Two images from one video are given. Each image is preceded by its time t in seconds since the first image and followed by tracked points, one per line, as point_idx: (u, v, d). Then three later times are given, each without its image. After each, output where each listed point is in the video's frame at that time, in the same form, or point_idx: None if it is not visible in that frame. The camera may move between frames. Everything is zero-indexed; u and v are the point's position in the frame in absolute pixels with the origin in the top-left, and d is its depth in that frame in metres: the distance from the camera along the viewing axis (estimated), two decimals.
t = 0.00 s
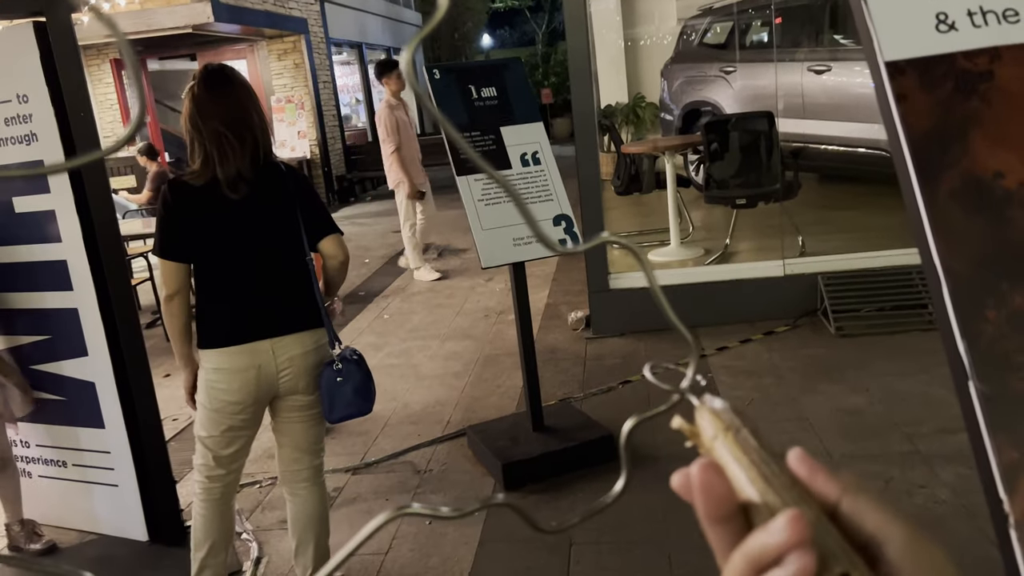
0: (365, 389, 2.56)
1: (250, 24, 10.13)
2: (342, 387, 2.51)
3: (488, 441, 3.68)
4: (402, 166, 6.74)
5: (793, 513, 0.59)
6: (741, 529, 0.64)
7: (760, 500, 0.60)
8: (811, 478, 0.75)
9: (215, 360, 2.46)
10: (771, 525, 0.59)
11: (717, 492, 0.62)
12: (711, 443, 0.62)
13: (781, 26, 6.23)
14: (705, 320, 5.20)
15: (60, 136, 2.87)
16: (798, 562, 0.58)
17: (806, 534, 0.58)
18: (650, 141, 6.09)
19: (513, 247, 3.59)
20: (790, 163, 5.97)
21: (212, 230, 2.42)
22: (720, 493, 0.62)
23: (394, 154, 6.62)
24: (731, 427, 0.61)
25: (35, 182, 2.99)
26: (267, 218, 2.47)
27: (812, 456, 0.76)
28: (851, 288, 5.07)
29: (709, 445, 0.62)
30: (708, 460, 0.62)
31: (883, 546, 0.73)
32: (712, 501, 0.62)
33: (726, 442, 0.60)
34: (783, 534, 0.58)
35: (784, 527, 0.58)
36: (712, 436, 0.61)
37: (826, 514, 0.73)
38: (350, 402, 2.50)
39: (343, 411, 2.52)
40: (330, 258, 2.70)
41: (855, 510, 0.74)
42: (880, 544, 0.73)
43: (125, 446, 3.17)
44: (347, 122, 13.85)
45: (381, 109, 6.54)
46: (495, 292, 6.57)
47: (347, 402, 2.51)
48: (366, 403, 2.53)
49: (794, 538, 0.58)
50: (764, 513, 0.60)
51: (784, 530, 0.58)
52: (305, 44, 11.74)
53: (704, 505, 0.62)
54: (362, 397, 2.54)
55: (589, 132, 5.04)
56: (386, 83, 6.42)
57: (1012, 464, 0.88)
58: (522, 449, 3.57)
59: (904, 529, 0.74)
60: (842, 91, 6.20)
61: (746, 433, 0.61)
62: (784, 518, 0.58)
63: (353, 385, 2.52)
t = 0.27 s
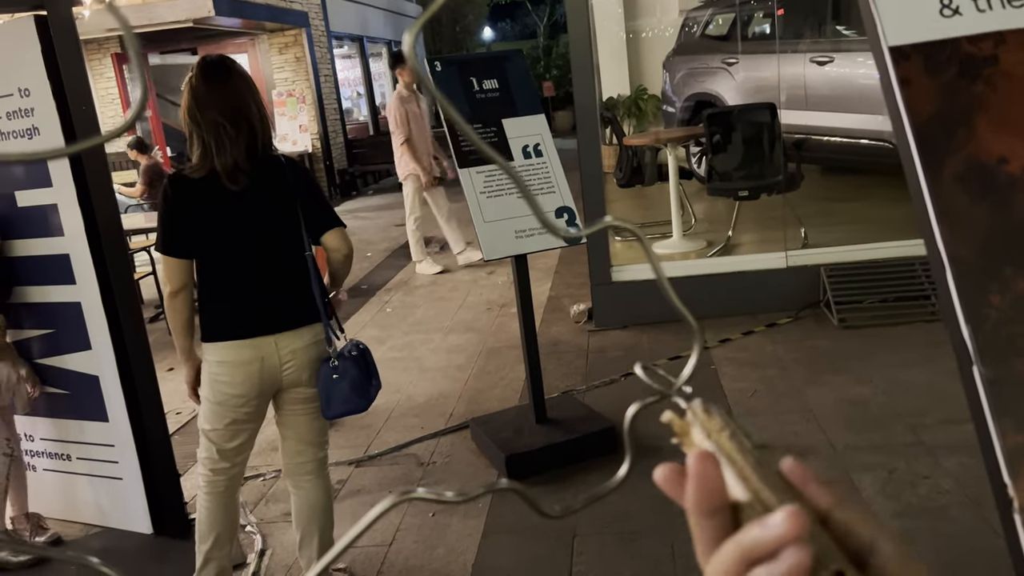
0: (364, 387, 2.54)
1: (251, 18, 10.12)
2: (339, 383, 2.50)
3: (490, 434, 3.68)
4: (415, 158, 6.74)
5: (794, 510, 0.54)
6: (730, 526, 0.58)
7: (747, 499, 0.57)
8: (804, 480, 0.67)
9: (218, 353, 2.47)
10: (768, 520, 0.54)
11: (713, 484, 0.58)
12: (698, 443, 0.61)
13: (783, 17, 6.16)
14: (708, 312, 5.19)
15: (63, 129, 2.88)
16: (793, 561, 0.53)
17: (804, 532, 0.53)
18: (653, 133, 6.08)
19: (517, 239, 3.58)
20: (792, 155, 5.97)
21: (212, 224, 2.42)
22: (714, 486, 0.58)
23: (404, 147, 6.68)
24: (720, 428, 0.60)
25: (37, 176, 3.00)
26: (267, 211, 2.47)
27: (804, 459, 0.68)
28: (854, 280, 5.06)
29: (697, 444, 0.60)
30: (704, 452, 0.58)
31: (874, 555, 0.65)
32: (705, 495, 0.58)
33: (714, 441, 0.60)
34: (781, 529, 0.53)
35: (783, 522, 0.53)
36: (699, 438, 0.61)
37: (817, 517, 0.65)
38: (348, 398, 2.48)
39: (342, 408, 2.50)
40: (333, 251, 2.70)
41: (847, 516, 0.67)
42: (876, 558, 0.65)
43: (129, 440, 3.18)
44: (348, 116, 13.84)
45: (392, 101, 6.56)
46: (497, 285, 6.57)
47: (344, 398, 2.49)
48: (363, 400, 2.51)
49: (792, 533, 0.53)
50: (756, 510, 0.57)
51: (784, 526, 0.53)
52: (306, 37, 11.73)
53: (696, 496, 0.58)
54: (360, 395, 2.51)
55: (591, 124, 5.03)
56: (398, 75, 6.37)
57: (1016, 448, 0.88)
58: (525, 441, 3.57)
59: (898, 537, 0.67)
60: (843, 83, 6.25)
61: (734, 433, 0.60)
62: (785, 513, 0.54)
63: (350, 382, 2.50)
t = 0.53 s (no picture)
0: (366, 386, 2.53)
1: (252, 13, 10.10)
2: (343, 382, 2.51)
3: (494, 429, 3.68)
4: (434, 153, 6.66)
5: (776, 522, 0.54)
6: (717, 536, 0.58)
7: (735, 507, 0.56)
8: (790, 488, 0.69)
9: (224, 349, 2.49)
10: (752, 534, 0.54)
11: (699, 495, 0.57)
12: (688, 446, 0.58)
13: (785, 12, 6.10)
14: (711, 307, 5.19)
15: (65, 123, 2.87)
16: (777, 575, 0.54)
17: (786, 546, 0.54)
18: (655, 127, 6.06)
19: (518, 234, 3.59)
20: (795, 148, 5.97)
21: (215, 223, 2.42)
22: (700, 496, 0.57)
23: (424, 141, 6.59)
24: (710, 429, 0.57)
25: (39, 172, 3.00)
26: (270, 210, 2.47)
27: (792, 469, 0.70)
28: (857, 273, 5.05)
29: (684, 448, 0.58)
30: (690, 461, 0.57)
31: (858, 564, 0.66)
32: (691, 505, 0.57)
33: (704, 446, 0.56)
34: (763, 542, 0.54)
35: (765, 536, 0.53)
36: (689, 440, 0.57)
37: (800, 527, 0.67)
38: (352, 398, 2.48)
39: (345, 407, 2.50)
40: (336, 252, 2.71)
41: (832, 526, 0.68)
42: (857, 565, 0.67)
43: (133, 435, 3.19)
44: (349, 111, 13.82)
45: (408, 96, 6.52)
46: (499, 279, 6.57)
47: (348, 397, 2.50)
48: (367, 399, 2.50)
49: (775, 548, 0.53)
50: (743, 521, 0.56)
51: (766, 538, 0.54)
52: (307, 32, 11.70)
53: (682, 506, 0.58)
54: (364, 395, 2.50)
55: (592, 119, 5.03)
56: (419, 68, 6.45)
57: (1020, 438, 0.88)
58: (528, 435, 3.58)
59: (880, 548, 0.68)
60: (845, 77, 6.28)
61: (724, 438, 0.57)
62: (767, 526, 0.54)
63: (354, 381, 2.50)
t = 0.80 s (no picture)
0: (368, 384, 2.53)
1: (253, 9, 10.10)
2: (346, 381, 2.51)
3: (495, 425, 3.69)
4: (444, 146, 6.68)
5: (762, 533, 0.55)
6: (709, 547, 0.58)
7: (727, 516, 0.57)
8: (779, 496, 0.69)
9: (226, 346, 2.49)
10: (738, 545, 0.55)
11: (686, 508, 0.58)
12: (681, 458, 0.59)
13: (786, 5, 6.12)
14: (713, 302, 5.19)
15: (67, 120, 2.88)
16: None
17: (773, 557, 0.54)
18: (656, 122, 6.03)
19: (519, 229, 3.58)
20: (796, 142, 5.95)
21: (219, 219, 2.42)
22: (689, 510, 0.58)
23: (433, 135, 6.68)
24: (702, 442, 0.58)
25: (40, 168, 3.00)
26: (274, 207, 2.47)
27: (780, 474, 0.70)
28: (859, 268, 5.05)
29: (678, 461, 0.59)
30: (679, 475, 0.59)
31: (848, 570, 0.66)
32: (680, 518, 0.58)
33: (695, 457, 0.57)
34: (749, 554, 0.54)
35: (749, 548, 0.54)
36: (682, 451, 0.58)
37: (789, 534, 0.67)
38: (354, 396, 2.49)
39: (348, 406, 2.51)
40: (340, 250, 2.71)
41: (820, 534, 0.68)
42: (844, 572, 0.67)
43: (135, 431, 3.19)
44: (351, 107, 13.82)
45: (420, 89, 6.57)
46: (501, 275, 6.57)
47: (350, 395, 2.51)
48: (369, 398, 2.50)
49: (760, 561, 0.54)
50: (733, 531, 0.57)
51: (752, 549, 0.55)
52: (308, 28, 11.70)
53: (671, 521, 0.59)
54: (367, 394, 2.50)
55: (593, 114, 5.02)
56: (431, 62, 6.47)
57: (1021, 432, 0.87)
58: (529, 431, 3.58)
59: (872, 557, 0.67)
60: (850, 69, 6.19)
61: (716, 449, 0.58)
62: (753, 538, 0.55)
63: (357, 379, 2.50)
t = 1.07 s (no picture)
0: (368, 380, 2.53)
1: (254, 5, 10.09)
2: (346, 377, 2.51)
3: (497, 420, 3.69)
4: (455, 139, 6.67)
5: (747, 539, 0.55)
6: (694, 553, 0.59)
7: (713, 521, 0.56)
8: (764, 503, 0.67)
9: (229, 342, 2.49)
10: (723, 551, 0.55)
11: (671, 515, 0.58)
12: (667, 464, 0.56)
13: None
14: (715, 297, 5.18)
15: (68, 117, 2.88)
16: None
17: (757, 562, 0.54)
18: (658, 117, 6.03)
19: (521, 225, 3.58)
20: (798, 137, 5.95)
21: (220, 214, 2.42)
22: (675, 516, 0.58)
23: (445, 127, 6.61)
24: (688, 447, 0.56)
25: (43, 165, 3.00)
26: (275, 202, 2.46)
27: (765, 481, 0.68)
28: (861, 263, 5.04)
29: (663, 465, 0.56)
30: (663, 480, 0.58)
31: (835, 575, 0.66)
32: (666, 522, 0.58)
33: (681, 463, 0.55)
34: (734, 558, 0.54)
35: (735, 553, 0.54)
36: (667, 455, 0.56)
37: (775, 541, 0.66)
38: (355, 393, 2.49)
39: (350, 402, 2.51)
40: (342, 245, 2.71)
41: (805, 540, 0.67)
42: None
43: (138, 427, 3.20)
44: (352, 103, 13.81)
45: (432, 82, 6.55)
46: (503, 271, 6.57)
47: (350, 392, 2.51)
48: (370, 393, 2.50)
49: (746, 566, 0.54)
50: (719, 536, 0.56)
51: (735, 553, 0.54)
52: (309, 24, 11.69)
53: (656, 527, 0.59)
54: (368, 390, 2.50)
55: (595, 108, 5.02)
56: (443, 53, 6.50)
57: None
58: (531, 426, 3.58)
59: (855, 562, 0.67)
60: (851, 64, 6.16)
61: (702, 455, 0.56)
62: (737, 543, 0.55)
63: (357, 375, 2.50)
